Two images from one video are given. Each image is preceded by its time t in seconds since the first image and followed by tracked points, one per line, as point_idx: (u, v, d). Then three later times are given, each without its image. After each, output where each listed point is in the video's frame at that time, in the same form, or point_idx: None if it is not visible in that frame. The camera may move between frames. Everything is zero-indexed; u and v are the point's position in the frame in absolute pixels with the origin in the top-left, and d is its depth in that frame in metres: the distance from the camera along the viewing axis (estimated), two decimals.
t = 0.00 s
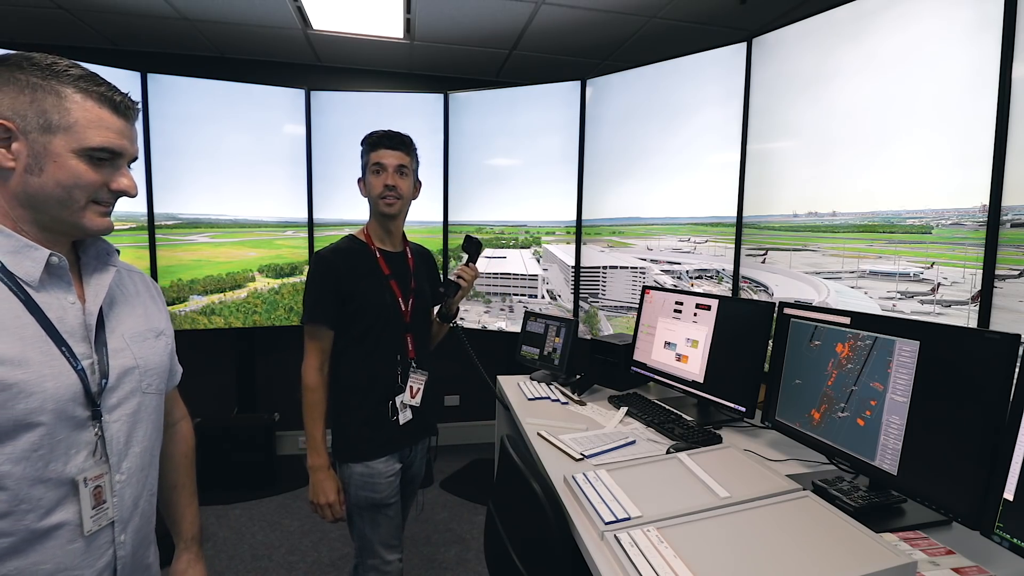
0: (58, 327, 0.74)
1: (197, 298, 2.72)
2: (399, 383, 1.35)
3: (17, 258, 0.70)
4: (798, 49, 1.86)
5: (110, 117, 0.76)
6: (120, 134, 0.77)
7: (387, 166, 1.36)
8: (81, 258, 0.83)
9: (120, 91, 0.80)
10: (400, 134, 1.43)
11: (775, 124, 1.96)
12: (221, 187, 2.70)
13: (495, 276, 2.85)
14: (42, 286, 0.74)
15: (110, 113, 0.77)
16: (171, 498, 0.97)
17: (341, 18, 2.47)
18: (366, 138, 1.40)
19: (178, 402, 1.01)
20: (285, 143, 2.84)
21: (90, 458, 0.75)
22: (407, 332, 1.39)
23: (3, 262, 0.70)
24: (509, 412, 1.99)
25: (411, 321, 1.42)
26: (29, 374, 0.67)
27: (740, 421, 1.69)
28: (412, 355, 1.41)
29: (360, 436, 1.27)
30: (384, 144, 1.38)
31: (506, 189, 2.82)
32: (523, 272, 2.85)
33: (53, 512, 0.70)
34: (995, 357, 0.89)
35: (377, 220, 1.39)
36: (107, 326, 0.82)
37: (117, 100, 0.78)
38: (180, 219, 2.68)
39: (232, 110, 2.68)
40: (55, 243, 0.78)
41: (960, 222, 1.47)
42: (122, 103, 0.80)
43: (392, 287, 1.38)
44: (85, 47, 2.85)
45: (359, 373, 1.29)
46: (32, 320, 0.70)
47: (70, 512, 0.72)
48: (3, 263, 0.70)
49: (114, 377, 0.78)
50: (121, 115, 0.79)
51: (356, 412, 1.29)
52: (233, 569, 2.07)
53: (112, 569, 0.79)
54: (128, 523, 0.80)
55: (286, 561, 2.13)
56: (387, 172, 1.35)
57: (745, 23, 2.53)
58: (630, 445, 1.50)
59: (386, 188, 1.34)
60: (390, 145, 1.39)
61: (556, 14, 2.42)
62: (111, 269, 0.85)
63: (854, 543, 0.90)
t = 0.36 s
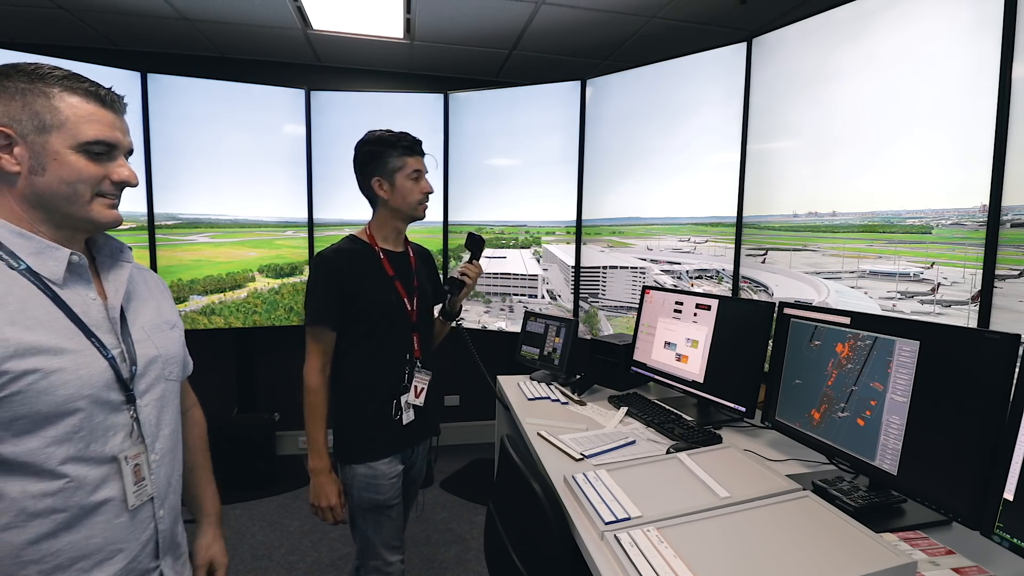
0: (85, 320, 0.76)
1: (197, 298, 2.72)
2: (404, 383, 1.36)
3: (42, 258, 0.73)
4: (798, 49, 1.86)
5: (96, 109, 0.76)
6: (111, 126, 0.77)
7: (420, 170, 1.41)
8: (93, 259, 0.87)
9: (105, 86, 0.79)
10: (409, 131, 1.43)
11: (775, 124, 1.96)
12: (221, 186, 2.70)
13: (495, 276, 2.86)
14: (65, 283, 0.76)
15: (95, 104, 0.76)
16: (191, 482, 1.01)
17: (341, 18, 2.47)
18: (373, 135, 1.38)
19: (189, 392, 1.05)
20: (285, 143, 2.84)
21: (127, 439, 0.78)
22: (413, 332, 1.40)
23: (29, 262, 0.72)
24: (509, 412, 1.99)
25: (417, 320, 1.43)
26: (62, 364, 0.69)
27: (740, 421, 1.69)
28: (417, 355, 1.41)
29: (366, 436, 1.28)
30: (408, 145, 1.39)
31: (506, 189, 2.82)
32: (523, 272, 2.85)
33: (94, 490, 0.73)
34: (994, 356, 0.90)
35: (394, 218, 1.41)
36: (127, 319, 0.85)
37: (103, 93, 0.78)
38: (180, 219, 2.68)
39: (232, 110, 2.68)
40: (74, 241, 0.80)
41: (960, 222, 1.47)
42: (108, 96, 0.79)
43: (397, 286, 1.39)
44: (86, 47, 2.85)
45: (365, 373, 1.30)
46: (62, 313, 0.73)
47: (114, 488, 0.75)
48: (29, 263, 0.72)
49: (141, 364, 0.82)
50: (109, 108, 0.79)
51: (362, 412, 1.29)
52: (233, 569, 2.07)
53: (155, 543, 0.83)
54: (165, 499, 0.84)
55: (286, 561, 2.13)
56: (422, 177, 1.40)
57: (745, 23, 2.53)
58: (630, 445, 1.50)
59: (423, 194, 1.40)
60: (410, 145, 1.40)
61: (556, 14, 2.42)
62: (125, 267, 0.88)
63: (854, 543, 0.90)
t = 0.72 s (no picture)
0: (28, 361, 0.65)
1: (197, 298, 2.73)
2: (445, 409, 1.20)
3: None
4: (798, 49, 1.86)
5: None
6: None
7: (434, 162, 1.20)
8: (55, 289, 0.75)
9: (21, 81, 0.65)
10: (438, 117, 1.24)
11: (776, 124, 1.96)
12: (221, 186, 2.70)
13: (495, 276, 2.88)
14: (14, 318, 0.65)
15: None
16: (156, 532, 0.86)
17: (341, 18, 2.47)
18: (404, 125, 1.22)
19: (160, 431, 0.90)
20: (285, 143, 2.83)
21: (55, 498, 0.66)
22: (450, 350, 1.23)
23: None
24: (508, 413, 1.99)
25: (452, 335, 1.26)
26: None
27: (740, 421, 1.69)
28: (456, 375, 1.25)
29: (386, 473, 1.10)
30: (425, 133, 1.21)
31: (506, 189, 2.82)
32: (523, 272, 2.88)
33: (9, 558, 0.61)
34: (993, 356, 0.90)
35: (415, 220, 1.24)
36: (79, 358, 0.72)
37: (11, 94, 0.63)
38: (180, 219, 2.68)
39: (232, 110, 2.68)
40: (30, 272, 0.69)
41: (960, 222, 1.47)
42: (31, 97, 0.65)
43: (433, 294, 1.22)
44: (85, 47, 2.86)
45: (399, 400, 1.13)
46: None
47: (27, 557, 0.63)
48: None
49: (86, 413, 0.70)
50: (32, 112, 0.65)
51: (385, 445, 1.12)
52: (233, 569, 2.07)
53: None
54: (88, 567, 0.71)
55: (286, 561, 2.13)
56: (435, 169, 1.19)
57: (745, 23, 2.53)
58: (630, 445, 1.50)
59: (434, 190, 1.18)
60: (435, 135, 1.22)
61: (556, 14, 2.42)
62: (88, 298, 0.76)
63: (854, 543, 0.90)
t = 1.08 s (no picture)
0: (21, 358, 0.65)
1: (197, 298, 2.73)
2: (441, 410, 1.20)
3: None
4: (798, 49, 1.86)
5: None
6: None
7: (433, 162, 1.20)
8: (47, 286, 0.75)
9: (10, 76, 0.65)
10: (437, 117, 1.24)
11: (775, 124, 1.96)
12: (221, 187, 2.70)
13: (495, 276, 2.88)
14: (6, 315, 0.65)
15: None
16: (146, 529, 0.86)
17: (341, 18, 2.47)
18: (404, 125, 1.22)
19: (155, 428, 0.90)
20: (285, 143, 2.83)
21: (52, 496, 0.66)
22: (446, 350, 1.23)
23: None
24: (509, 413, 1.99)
25: (450, 335, 1.26)
26: None
27: (740, 421, 1.69)
28: (452, 376, 1.25)
29: (383, 474, 1.10)
30: (425, 134, 1.20)
31: (506, 189, 2.82)
32: (523, 273, 2.87)
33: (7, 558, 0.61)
34: (993, 356, 0.90)
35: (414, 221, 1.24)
36: (73, 356, 0.72)
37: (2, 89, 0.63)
38: (180, 219, 2.68)
39: (232, 110, 2.68)
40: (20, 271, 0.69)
41: (960, 222, 1.47)
42: (20, 92, 0.65)
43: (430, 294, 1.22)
44: (85, 47, 2.86)
45: (395, 401, 1.12)
46: None
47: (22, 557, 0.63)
48: None
49: (81, 410, 0.70)
50: (22, 108, 0.65)
51: (381, 445, 1.12)
52: (233, 569, 2.07)
53: None
54: (85, 566, 0.71)
55: (286, 561, 2.13)
56: (434, 171, 1.19)
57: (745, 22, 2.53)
58: (630, 445, 1.50)
59: (433, 191, 1.18)
60: (434, 136, 1.22)
61: (556, 14, 2.42)
62: (80, 295, 0.76)
63: (854, 543, 0.91)
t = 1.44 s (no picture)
0: (25, 362, 0.64)
1: (197, 298, 2.73)
2: (440, 411, 1.19)
3: None
4: (798, 49, 1.86)
5: None
6: (5, 133, 0.60)
7: (432, 163, 1.19)
8: (45, 286, 0.75)
9: (26, 81, 0.65)
10: (436, 118, 1.24)
11: (775, 124, 1.96)
12: (221, 186, 2.70)
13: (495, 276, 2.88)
14: (7, 320, 0.64)
15: (6, 111, 0.61)
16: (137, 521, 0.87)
17: (341, 18, 2.47)
18: (402, 126, 1.21)
19: (144, 421, 0.90)
20: (285, 143, 2.83)
21: (58, 499, 0.66)
22: (445, 350, 1.23)
23: None
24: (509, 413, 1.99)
25: (448, 335, 1.26)
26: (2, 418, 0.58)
27: (740, 421, 1.69)
28: (451, 376, 1.24)
29: (380, 476, 1.10)
30: (425, 135, 1.20)
31: (506, 189, 2.82)
32: (523, 272, 2.87)
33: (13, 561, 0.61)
34: (994, 356, 0.89)
35: (412, 221, 1.24)
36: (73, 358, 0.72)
37: (21, 96, 0.63)
38: (180, 219, 2.68)
39: (232, 110, 2.68)
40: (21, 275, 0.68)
41: (960, 222, 1.46)
42: (36, 97, 0.65)
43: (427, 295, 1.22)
44: (85, 47, 2.86)
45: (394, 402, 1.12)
46: None
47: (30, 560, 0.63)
48: None
49: (84, 412, 0.70)
50: (39, 114, 0.66)
51: (380, 448, 1.12)
52: (233, 569, 2.07)
53: None
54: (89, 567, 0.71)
55: (286, 561, 2.13)
56: (433, 172, 1.19)
57: (745, 23, 2.53)
58: (630, 445, 1.50)
59: (432, 192, 1.18)
60: (433, 137, 1.21)
61: (556, 14, 2.42)
62: (80, 296, 0.76)
63: (855, 543, 0.90)
